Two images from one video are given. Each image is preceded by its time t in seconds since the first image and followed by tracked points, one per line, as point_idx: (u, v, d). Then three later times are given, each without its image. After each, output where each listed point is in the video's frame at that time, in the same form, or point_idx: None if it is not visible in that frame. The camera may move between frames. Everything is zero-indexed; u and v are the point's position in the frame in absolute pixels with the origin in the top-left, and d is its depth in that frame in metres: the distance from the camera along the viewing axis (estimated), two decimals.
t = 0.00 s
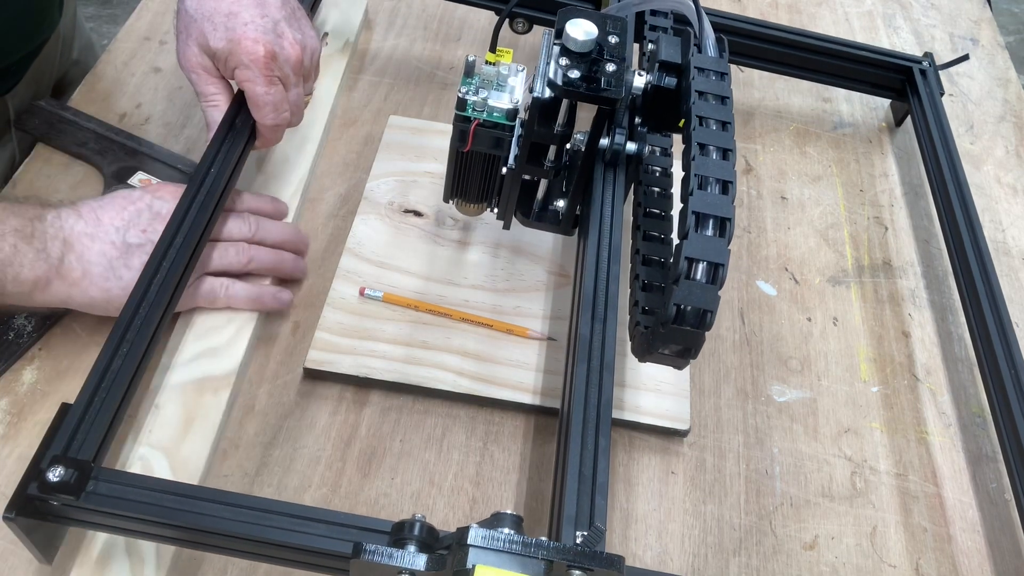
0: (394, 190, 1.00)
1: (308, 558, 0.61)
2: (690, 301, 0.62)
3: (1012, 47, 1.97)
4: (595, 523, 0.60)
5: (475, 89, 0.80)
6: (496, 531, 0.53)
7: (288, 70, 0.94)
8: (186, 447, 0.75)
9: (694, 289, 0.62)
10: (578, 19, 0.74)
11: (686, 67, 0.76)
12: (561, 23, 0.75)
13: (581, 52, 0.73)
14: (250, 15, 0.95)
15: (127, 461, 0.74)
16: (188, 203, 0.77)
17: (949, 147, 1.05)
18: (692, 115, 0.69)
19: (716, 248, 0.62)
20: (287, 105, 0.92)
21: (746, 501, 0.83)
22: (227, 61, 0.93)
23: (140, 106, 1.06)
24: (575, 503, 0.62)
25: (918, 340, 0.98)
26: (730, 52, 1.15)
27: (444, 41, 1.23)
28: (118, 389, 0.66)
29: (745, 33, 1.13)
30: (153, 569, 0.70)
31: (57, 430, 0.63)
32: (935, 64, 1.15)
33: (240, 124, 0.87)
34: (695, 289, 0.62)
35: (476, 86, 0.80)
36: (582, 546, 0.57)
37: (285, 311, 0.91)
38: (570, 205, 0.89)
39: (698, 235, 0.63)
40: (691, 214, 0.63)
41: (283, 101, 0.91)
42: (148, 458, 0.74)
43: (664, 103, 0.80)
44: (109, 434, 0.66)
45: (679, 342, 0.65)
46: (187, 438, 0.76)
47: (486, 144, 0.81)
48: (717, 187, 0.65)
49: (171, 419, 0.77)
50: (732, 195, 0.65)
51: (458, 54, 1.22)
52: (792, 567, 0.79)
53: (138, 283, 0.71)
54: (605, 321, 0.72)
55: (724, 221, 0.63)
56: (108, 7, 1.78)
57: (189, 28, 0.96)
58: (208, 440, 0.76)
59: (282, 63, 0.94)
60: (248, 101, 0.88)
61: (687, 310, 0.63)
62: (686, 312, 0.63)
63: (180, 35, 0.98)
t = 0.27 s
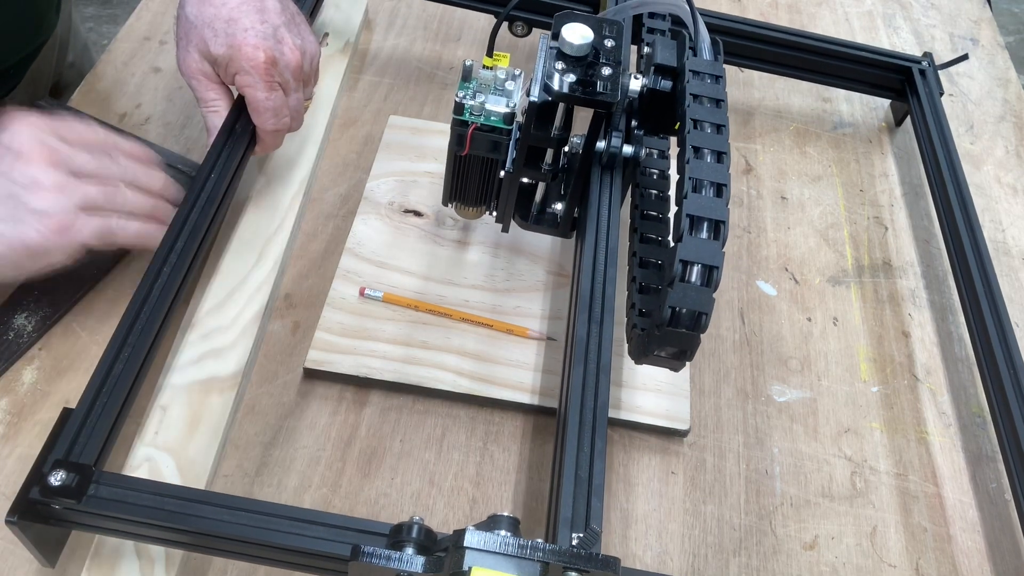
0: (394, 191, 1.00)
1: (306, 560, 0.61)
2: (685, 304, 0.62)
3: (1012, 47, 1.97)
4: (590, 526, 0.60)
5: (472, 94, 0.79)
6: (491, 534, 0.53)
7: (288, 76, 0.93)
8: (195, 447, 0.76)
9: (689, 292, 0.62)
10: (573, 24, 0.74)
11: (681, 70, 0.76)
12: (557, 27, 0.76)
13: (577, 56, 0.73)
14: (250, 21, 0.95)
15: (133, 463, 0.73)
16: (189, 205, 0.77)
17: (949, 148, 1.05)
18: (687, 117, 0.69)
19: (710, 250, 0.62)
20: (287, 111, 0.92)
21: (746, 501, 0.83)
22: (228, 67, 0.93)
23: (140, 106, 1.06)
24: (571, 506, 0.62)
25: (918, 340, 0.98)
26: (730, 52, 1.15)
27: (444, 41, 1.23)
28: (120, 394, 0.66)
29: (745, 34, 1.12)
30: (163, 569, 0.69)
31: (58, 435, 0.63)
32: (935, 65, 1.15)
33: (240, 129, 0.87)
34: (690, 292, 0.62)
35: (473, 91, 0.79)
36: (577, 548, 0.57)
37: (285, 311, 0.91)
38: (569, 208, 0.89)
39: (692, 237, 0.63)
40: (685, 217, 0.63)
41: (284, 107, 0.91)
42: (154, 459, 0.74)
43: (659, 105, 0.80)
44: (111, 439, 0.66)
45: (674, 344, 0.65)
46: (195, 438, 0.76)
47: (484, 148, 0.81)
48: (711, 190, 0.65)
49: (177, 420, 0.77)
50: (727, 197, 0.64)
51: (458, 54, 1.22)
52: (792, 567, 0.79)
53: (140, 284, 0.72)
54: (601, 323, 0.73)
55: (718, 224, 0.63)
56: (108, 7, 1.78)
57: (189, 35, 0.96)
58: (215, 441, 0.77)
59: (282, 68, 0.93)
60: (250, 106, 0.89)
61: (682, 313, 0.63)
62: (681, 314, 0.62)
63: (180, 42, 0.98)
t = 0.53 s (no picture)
0: (394, 191, 1.00)
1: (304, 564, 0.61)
2: (676, 309, 0.62)
3: (1012, 47, 1.97)
4: (583, 529, 0.60)
5: (467, 101, 0.79)
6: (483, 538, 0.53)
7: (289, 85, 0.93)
8: (196, 448, 0.76)
9: (680, 297, 0.62)
10: (567, 31, 0.75)
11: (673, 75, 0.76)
12: (551, 34, 0.76)
13: (570, 62, 0.74)
14: (250, 30, 0.94)
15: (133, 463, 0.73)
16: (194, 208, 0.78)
17: (948, 149, 1.05)
18: (678, 123, 0.69)
19: (700, 255, 0.62)
20: (287, 120, 0.92)
21: (746, 501, 0.83)
22: (230, 77, 0.92)
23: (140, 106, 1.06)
24: (564, 509, 0.62)
25: (918, 340, 0.98)
26: (729, 53, 1.15)
27: (444, 41, 1.23)
28: (122, 398, 0.67)
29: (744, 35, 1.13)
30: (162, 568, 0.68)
31: (62, 441, 0.64)
32: (934, 65, 1.15)
33: (240, 137, 0.88)
34: (681, 296, 0.62)
35: (469, 97, 0.80)
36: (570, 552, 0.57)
37: (285, 311, 0.91)
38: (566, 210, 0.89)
39: (684, 243, 0.63)
40: (675, 222, 0.63)
41: (284, 115, 0.91)
42: (154, 459, 0.74)
43: (653, 110, 0.79)
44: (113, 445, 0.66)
45: (667, 348, 0.66)
46: (195, 439, 0.77)
47: (479, 155, 0.81)
48: (702, 196, 0.65)
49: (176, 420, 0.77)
50: (716, 203, 0.65)
51: (458, 54, 1.22)
52: (792, 567, 0.79)
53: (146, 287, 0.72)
54: (596, 327, 0.72)
55: (709, 229, 0.63)
56: (108, 7, 1.78)
57: (189, 44, 0.95)
58: (215, 442, 0.77)
59: (283, 78, 0.92)
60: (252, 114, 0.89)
61: (674, 317, 0.63)
62: (673, 318, 0.63)
63: (180, 52, 0.97)
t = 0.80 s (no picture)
0: (394, 191, 1.00)
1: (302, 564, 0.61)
2: (675, 309, 0.62)
3: (1012, 47, 1.97)
4: (581, 530, 0.60)
5: (467, 102, 0.79)
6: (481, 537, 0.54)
7: (289, 87, 0.92)
8: (196, 449, 0.76)
9: (679, 297, 0.62)
10: (565, 33, 0.75)
11: (672, 76, 0.76)
12: (549, 36, 0.76)
13: (570, 63, 0.74)
14: (250, 33, 0.93)
15: (134, 464, 0.74)
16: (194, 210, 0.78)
17: (948, 148, 1.05)
18: (676, 124, 0.69)
19: (699, 256, 0.63)
20: (288, 121, 0.93)
21: (746, 501, 0.83)
22: (229, 79, 0.92)
23: (140, 106, 1.06)
24: (564, 509, 0.62)
25: (918, 340, 0.98)
26: (729, 54, 1.15)
27: (444, 41, 1.23)
28: (122, 400, 0.67)
29: (743, 35, 1.12)
30: (162, 568, 0.68)
31: (63, 442, 0.64)
32: (934, 65, 1.15)
33: (240, 140, 0.89)
34: (679, 297, 0.62)
35: (468, 99, 0.80)
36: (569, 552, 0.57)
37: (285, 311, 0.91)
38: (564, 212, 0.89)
39: (682, 244, 0.63)
40: (673, 223, 0.63)
41: (285, 117, 0.91)
42: (154, 459, 0.75)
43: (652, 112, 0.79)
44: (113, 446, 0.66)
45: (665, 348, 0.66)
46: (195, 440, 0.77)
47: (479, 156, 0.81)
48: (701, 196, 0.65)
49: (177, 420, 0.77)
50: (715, 203, 0.65)
51: (458, 54, 1.22)
52: (793, 567, 0.79)
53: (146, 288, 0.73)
54: (595, 328, 0.72)
55: (708, 229, 0.63)
56: (108, 7, 1.78)
57: (189, 47, 0.95)
58: (215, 442, 0.78)
59: (282, 80, 0.92)
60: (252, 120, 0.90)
61: (673, 318, 0.64)
62: (671, 319, 0.63)
63: (180, 53, 0.96)
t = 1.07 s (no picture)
0: (394, 191, 1.00)
1: (302, 563, 0.61)
2: (676, 308, 0.62)
3: (1012, 46, 1.97)
4: (582, 530, 0.60)
5: (468, 100, 0.79)
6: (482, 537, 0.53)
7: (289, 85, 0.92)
8: (195, 447, 0.76)
9: (680, 296, 0.62)
10: (566, 31, 0.75)
11: (673, 74, 0.76)
12: (550, 35, 0.76)
13: (571, 62, 0.74)
14: (251, 32, 0.94)
15: (133, 464, 0.74)
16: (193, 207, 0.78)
17: (948, 148, 1.05)
18: (678, 122, 0.69)
19: (700, 255, 0.62)
20: (288, 120, 0.92)
21: (746, 501, 0.83)
22: (230, 77, 0.93)
23: (140, 106, 1.06)
24: (564, 509, 0.62)
25: (918, 340, 0.98)
26: (729, 54, 1.15)
27: (444, 41, 1.23)
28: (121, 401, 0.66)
29: (743, 35, 1.12)
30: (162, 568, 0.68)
31: (62, 443, 0.64)
32: (934, 65, 1.15)
33: (240, 138, 0.88)
34: (681, 296, 0.62)
35: (469, 97, 0.80)
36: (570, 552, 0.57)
37: (286, 312, 0.91)
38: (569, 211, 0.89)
39: (684, 243, 0.63)
40: (675, 222, 0.63)
41: (284, 116, 0.91)
42: (154, 459, 0.74)
43: (653, 111, 0.79)
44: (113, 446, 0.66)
45: (666, 347, 0.66)
46: (195, 438, 0.77)
47: (480, 155, 0.81)
48: (702, 195, 0.65)
49: (177, 419, 0.77)
50: (717, 203, 0.64)
51: (458, 54, 1.22)
52: (793, 567, 0.79)
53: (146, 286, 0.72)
54: (596, 328, 0.72)
55: (709, 229, 0.63)
56: (108, 7, 1.78)
57: (190, 44, 0.95)
58: (215, 441, 0.77)
59: (282, 78, 0.92)
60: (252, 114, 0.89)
61: (674, 316, 0.63)
62: (673, 318, 0.63)
63: (180, 51, 0.97)
